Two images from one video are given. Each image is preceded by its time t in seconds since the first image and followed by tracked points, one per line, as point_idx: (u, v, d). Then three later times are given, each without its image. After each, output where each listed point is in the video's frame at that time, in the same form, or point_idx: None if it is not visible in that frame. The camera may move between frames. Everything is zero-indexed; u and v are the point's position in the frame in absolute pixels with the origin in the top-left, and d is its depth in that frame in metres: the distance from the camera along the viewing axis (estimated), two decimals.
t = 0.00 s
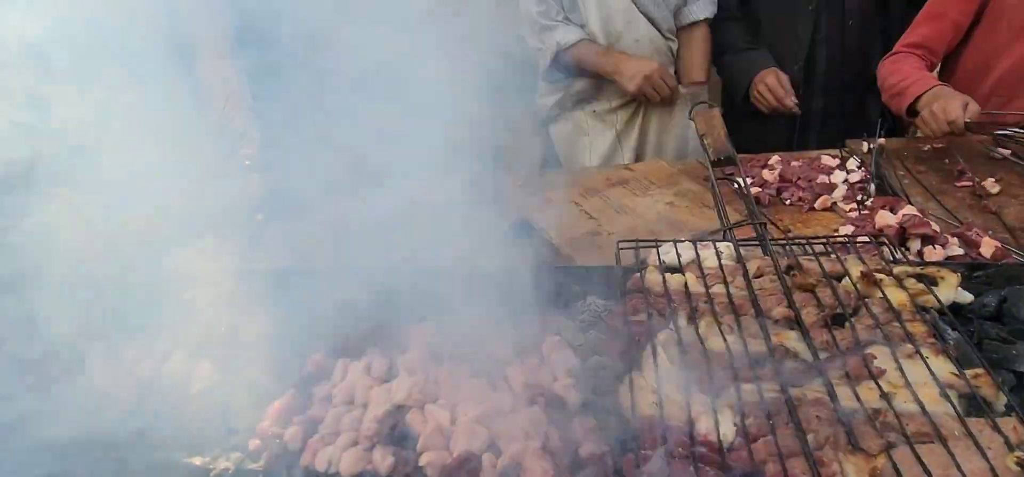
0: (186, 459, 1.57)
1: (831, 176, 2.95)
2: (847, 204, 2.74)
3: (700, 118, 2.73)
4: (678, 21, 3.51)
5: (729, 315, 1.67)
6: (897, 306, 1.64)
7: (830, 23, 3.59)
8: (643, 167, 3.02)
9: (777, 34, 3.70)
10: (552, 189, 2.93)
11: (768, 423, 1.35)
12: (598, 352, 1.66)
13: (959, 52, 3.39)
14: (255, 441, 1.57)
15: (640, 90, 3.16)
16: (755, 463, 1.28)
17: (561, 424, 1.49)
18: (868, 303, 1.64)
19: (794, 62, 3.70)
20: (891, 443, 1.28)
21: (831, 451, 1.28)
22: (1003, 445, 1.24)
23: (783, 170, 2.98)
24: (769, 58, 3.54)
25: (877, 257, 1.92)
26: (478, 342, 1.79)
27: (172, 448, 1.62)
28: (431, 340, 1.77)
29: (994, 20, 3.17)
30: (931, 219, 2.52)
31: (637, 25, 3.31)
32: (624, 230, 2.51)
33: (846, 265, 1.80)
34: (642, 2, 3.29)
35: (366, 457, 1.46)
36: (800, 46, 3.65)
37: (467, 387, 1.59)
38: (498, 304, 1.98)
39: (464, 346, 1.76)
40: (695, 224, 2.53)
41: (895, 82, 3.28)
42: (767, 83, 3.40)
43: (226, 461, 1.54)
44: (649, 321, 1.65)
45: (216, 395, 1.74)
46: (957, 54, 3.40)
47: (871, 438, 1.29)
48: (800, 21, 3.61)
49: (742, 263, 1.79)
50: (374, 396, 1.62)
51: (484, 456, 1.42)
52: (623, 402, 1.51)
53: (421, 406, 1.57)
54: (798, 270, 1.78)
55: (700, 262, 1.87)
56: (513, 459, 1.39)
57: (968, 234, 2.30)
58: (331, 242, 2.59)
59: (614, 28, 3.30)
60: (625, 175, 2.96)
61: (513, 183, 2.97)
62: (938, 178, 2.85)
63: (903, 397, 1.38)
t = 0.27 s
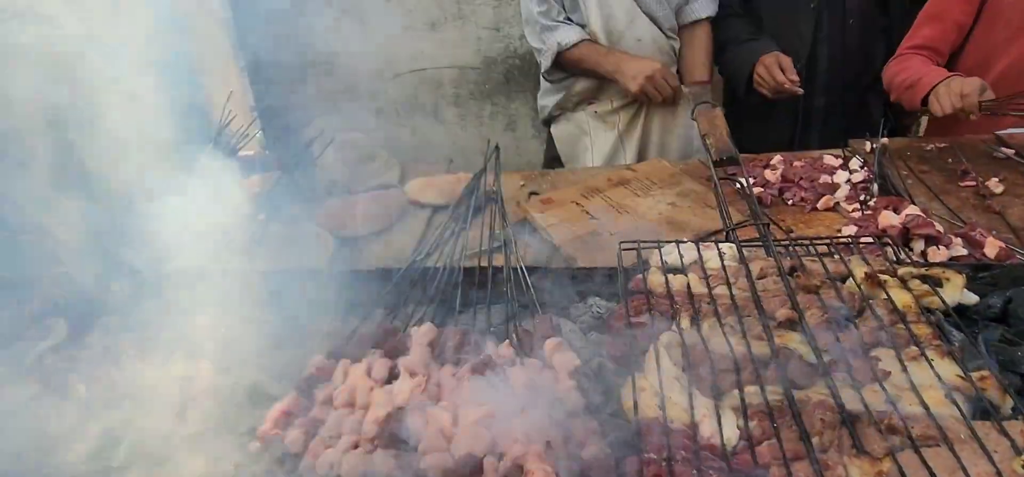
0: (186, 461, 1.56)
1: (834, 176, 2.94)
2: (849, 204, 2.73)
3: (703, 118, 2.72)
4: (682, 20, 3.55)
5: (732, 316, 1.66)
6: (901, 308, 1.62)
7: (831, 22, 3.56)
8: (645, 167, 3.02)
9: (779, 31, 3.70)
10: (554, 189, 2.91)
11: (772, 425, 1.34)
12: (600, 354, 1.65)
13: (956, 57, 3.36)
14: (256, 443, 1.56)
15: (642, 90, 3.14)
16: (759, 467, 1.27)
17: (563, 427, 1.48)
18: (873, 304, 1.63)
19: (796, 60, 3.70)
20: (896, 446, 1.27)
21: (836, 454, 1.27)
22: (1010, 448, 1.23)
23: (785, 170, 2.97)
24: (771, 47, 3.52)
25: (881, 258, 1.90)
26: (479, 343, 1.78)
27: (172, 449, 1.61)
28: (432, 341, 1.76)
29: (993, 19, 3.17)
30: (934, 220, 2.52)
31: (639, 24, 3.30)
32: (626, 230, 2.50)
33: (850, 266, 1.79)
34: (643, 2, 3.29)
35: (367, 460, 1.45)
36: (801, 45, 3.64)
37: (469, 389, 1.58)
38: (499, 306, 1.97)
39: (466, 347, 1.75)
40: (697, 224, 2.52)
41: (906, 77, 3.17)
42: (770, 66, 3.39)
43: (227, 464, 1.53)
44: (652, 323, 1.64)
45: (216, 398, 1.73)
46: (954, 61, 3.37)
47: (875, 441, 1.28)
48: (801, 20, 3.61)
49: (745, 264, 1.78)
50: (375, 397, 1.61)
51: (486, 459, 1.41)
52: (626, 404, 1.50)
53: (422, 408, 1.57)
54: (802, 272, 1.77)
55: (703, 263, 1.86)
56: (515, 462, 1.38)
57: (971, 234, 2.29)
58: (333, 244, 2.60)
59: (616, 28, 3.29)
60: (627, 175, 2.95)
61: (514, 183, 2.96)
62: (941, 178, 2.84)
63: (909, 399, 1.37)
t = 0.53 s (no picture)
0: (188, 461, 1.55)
1: (837, 175, 2.93)
2: (853, 204, 2.72)
3: (706, 117, 2.70)
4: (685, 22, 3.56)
5: (737, 316, 1.64)
6: (908, 307, 1.60)
7: (831, 22, 3.56)
8: (648, 166, 3.01)
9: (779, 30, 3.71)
10: (556, 189, 2.90)
11: (778, 426, 1.33)
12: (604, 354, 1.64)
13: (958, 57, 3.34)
14: (258, 444, 1.55)
15: (640, 91, 3.13)
16: (765, 468, 1.26)
17: (567, 427, 1.47)
18: (879, 304, 1.62)
19: (797, 59, 3.72)
20: (904, 446, 1.26)
21: (842, 455, 1.26)
22: (1019, 449, 1.22)
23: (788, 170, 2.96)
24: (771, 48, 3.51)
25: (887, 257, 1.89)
26: (483, 343, 1.77)
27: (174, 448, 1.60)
28: (434, 341, 1.75)
29: (996, 18, 3.14)
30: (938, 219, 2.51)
31: (642, 23, 3.29)
32: (629, 230, 2.49)
33: (855, 265, 1.78)
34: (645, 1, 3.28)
35: (370, 461, 1.44)
36: (802, 44, 3.66)
37: (471, 390, 1.57)
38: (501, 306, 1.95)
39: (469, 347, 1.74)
40: (701, 224, 2.51)
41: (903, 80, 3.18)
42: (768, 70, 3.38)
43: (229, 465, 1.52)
44: (656, 323, 1.63)
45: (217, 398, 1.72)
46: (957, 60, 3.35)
47: (882, 442, 1.27)
48: (802, 19, 3.61)
49: (749, 264, 1.76)
50: (378, 398, 1.60)
51: (489, 460, 1.40)
52: (630, 405, 1.49)
53: (425, 408, 1.55)
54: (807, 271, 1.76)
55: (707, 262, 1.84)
56: (518, 463, 1.37)
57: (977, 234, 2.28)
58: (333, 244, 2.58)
59: (618, 27, 3.28)
60: (629, 174, 2.94)
61: (517, 183, 2.95)
62: (945, 177, 2.83)
63: (916, 400, 1.35)
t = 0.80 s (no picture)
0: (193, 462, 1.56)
1: (839, 177, 2.93)
2: (854, 205, 2.72)
3: (708, 119, 2.71)
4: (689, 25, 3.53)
5: (739, 318, 1.65)
6: (909, 310, 1.61)
7: (832, 23, 3.62)
8: (649, 168, 3.02)
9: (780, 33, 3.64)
10: (558, 191, 2.91)
11: (779, 428, 1.33)
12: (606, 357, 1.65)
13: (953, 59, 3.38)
14: (263, 445, 1.56)
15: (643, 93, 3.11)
16: (767, 470, 1.26)
17: (570, 429, 1.48)
18: (880, 307, 1.63)
19: (796, 59, 3.70)
20: (905, 448, 1.26)
21: (844, 457, 1.26)
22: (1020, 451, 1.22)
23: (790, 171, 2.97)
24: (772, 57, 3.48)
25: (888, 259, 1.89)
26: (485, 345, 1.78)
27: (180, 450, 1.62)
28: (437, 343, 1.76)
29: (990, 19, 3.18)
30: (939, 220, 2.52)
31: (646, 25, 3.30)
32: (631, 232, 2.49)
33: (856, 267, 1.78)
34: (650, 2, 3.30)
35: (374, 462, 1.45)
36: (802, 44, 3.64)
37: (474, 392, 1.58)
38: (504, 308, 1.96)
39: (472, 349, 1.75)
40: (703, 226, 2.52)
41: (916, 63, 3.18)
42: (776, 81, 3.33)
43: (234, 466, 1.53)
44: (658, 325, 1.64)
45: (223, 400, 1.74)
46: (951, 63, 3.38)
47: (884, 444, 1.28)
48: (802, 20, 3.59)
49: (751, 266, 1.76)
50: (382, 400, 1.61)
51: (493, 461, 1.41)
52: (632, 407, 1.50)
53: (429, 410, 1.57)
54: (808, 273, 1.76)
55: (709, 264, 1.85)
56: (522, 464, 1.38)
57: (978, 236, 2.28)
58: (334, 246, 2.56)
59: (623, 29, 3.29)
60: (632, 176, 2.95)
61: (519, 185, 2.96)
62: (947, 179, 2.83)
63: (917, 402, 1.36)
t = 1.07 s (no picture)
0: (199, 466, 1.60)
1: (836, 182, 2.95)
2: (851, 210, 2.74)
3: (705, 125, 2.74)
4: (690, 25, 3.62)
5: (732, 324, 1.69)
6: (900, 316, 1.65)
7: (831, 23, 3.61)
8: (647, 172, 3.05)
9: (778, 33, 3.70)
10: (558, 196, 2.93)
11: (771, 432, 1.37)
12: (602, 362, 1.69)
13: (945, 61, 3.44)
14: (268, 450, 1.60)
15: (641, 98, 3.14)
16: (758, 473, 1.30)
17: (566, 433, 1.52)
18: (872, 313, 1.66)
19: (796, 64, 3.73)
20: (893, 452, 1.30)
21: (833, 461, 1.30)
22: (1005, 456, 1.25)
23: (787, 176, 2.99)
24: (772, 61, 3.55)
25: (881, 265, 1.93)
26: (486, 351, 1.82)
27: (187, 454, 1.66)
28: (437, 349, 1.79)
29: (984, 25, 3.23)
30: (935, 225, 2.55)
31: (648, 30, 3.33)
32: (629, 237, 2.52)
33: (849, 274, 1.81)
34: (653, 9, 3.32)
35: (375, 466, 1.48)
36: (801, 46, 3.67)
37: (473, 397, 1.61)
38: (503, 314, 1.99)
39: (472, 355, 1.78)
40: (701, 231, 2.55)
41: (941, 84, 3.23)
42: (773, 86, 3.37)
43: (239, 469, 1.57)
44: (653, 331, 1.67)
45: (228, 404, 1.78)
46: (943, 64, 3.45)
47: (872, 448, 1.31)
48: (801, 23, 3.62)
49: (745, 273, 1.80)
50: (383, 404, 1.65)
51: (491, 465, 1.44)
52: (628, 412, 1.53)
53: (429, 415, 1.60)
54: (802, 280, 1.80)
55: (704, 271, 1.88)
56: (519, 468, 1.41)
57: (974, 241, 2.31)
58: (339, 250, 2.61)
59: (625, 35, 3.31)
60: (631, 181, 2.98)
61: (519, 190, 2.99)
62: (944, 183, 2.86)
63: (906, 407, 1.39)
